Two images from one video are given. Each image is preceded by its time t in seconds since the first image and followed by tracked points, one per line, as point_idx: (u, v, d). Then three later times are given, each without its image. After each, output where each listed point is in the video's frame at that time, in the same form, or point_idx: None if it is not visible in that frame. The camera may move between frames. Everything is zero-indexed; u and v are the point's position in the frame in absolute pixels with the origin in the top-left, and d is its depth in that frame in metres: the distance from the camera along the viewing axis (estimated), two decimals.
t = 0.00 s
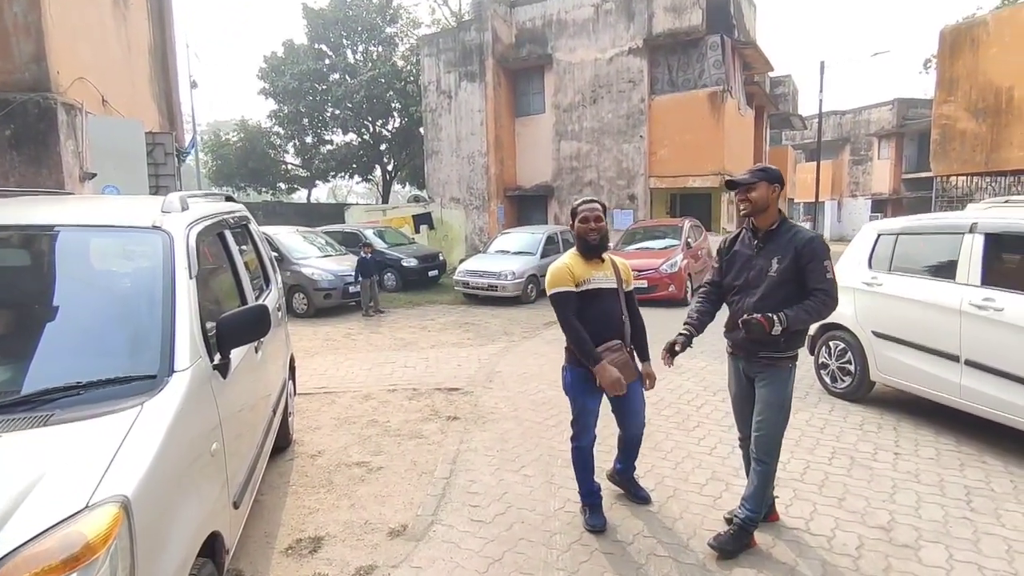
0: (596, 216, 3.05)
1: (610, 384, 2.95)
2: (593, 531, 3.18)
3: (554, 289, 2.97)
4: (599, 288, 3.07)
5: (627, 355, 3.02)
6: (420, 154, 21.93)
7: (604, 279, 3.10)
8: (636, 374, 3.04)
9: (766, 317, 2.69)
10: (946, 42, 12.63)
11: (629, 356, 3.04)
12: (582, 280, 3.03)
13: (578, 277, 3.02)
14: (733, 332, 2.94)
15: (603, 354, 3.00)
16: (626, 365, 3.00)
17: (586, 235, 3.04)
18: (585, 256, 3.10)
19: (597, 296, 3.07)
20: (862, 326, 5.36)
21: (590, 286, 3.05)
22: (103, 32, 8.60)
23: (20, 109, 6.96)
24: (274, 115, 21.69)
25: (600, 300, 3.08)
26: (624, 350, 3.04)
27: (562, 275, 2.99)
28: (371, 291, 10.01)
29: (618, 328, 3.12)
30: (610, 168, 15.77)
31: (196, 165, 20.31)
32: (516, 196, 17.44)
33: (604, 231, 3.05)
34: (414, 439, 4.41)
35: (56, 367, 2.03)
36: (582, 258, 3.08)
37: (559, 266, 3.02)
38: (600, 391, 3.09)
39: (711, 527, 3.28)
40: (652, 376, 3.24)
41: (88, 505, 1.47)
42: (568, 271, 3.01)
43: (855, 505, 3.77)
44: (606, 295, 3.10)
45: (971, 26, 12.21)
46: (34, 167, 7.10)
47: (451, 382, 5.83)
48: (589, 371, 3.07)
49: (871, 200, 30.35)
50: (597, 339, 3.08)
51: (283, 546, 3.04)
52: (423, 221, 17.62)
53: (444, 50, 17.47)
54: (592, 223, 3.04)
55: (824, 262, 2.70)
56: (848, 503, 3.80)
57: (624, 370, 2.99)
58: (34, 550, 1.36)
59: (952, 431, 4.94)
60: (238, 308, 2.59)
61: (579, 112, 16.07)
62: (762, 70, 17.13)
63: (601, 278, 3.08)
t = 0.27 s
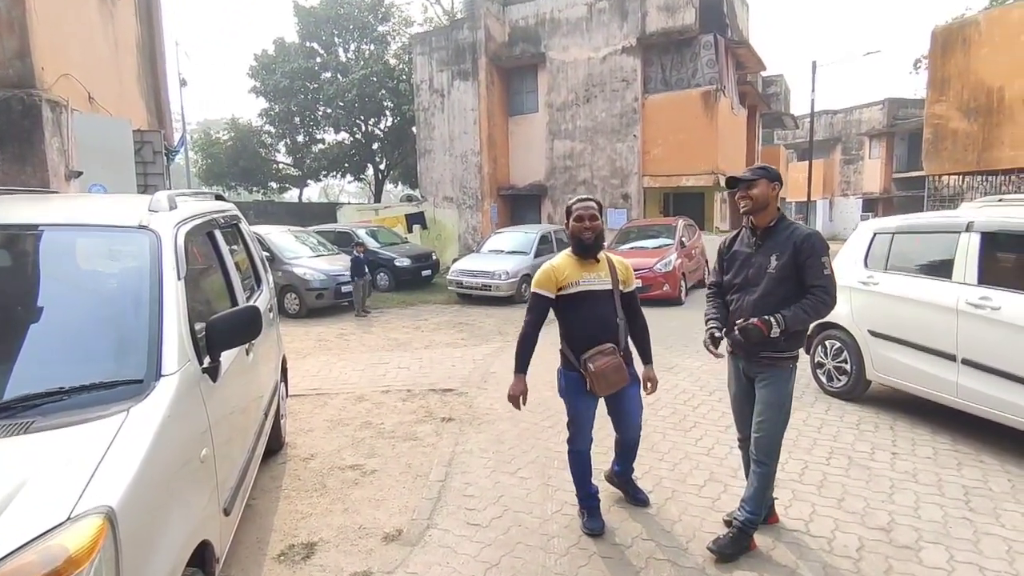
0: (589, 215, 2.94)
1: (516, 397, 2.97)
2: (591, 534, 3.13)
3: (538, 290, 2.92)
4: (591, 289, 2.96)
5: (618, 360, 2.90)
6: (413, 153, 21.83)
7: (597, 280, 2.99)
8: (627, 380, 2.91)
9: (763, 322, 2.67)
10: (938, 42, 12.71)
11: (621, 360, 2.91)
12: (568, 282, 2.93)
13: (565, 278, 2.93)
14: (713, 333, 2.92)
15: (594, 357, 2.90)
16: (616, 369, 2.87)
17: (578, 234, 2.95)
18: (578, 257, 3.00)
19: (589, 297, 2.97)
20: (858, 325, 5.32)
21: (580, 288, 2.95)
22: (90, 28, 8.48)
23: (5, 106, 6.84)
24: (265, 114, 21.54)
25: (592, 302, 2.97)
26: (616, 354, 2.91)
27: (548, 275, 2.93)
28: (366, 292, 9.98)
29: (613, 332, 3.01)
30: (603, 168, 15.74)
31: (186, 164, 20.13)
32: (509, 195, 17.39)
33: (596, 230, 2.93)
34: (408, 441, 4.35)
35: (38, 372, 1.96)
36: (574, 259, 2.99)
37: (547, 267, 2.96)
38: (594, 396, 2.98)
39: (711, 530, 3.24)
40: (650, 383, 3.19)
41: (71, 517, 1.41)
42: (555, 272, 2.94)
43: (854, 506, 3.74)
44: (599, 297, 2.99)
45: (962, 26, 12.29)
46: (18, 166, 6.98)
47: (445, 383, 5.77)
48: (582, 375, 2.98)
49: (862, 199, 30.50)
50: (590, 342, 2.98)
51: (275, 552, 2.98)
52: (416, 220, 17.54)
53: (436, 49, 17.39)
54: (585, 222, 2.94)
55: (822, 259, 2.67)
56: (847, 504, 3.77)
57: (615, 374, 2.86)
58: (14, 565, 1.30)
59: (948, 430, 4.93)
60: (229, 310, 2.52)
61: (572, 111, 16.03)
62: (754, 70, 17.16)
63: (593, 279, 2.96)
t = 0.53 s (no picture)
0: (584, 215, 2.88)
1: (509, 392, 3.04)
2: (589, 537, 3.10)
3: (530, 290, 2.92)
4: (584, 291, 2.90)
5: (608, 364, 2.83)
6: (406, 153, 21.75)
7: (591, 282, 2.92)
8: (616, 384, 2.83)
9: (754, 327, 2.68)
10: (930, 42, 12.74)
11: (611, 365, 2.84)
12: (559, 282, 2.89)
13: (556, 279, 2.89)
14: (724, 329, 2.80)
15: (583, 360, 2.85)
16: (604, 374, 2.81)
17: (572, 235, 2.90)
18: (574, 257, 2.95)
19: (582, 298, 2.91)
20: (853, 325, 5.29)
21: (572, 289, 2.89)
22: (78, 26, 8.38)
23: None
24: (256, 113, 21.40)
25: (584, 303, 2.92)
26: (605, 359, 2.84)
27: (539, 275, 2.91)
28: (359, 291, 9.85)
29: (605, 335, 2.93)
30: (597, 167, 15.74)
31: (177, 164, 19.98)
32: (502, 195, 17.35)
33: (591, 230, 2.86)
34: (404, 444, 4.31)
35: (24, 377, 1.91)
36: (569, 259, 2.94)
37: (541, 267, 2.94)
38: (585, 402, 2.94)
39: (709, 532, 3.21)
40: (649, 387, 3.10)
41: (58, 529, 1.37)
42: (547, 272, 2.91)
43: (852, 506, 3.71)
44: (592, 298, 2.92)
45: (954, 26, 12.35)
46: (5, 165, 6.88)
47: (440, 384, 5.72)
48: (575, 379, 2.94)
49: (853, 199, 30.67)
50: (582, 345, 2.94)
51: (269, 557, 2.93)
52: (410, 220, 17.49)
53: (430, 48, 17.33)
54: (582, 221, 2.88)
55: (818, 258, 2.64)
56: (845, 504, 3.75)
57: (603, 379, 2.80)
58: None
59: (944, 429, 4.93)
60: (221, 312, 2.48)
61: (566, 111, 16.01)
62: (747, 70, 17.20)
63: (587, 280, 2.90)
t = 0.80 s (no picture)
0: (581, 214, 2.85)
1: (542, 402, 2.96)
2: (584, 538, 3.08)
3: (526, 291, 2.90)
4: (580, 291, 2.88)
5: (603, 364, 2.80)
6: (398, 152, 21.67)
7: (586, 281, 2.89)
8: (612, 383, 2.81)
9: (752, 329, 2.67)
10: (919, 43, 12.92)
11: (605, 365, 2.81)
12: (555, 282, 2.87)
13: (551, 280, 2.87)
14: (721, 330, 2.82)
15: (577, 361, 2.82)
16: (599, 375, 2.78)
17: (569, 235, 2.87)
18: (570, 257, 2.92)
19: (576, 298, 2.88)
20: (846, 324, 5.26)
21: (568, 289, 2.87)
22: (64, 23, 8.28)
23: None
24: (247, 112, 21.28)
25: (579, 304, 2.89)
26: (599, 359, 2.81)
27: (535, 276, 2.89)
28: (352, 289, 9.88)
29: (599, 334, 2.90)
30: (590, 167, 15.74)
31: (167, 163, 19.83)
32: (495, 194, 17.33)
33: (587, 230, 2.84)
34: (397, 445, 4.28)
35: (8, 380, 1.87)
36: (565, 259, 2.92)
37: (536, 267, 2.91)
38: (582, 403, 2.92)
39: (705, 532, 3.20)
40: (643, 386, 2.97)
41: (42, 536, 1.34)
42: (543, 272, 2.89)
43: (846, 505, 3.69)
44: (586, 298, 2.89)
45: (943, 27, 12.50)
46: None
47: (433, 385, 5.69)
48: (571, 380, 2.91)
49: (844, 198, 30.84)
50: (577, 345, 2.91)
51: (260, 561, 2.90)
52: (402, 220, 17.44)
53: (422, 47, 17.28)
54: (578, 221, 2.85)
55: (811, 255, 2.64)
56: (839, 503, 3.72)
57: (597, 379, 2.77)
58: None
59: (936, 427, 4.93)
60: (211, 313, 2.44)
61: (558, 111, 15.99)
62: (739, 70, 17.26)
63: (582, 280, 2.87)
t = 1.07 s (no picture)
0: (585, 214, 2.81)
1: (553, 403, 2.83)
2: (578, 539, 3.07)
3: (528, 291, 2.84)
4: (582, 291, 2.83)
5: (604, 367, 2.75)
6: (391, 151, 21.61)
7: (589, 282, 2.85)
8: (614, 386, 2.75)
9: (746, 331, 2.66)
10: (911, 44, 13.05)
11: (606, 368, 2.75)
12: (557, 282, 2.82)
13: (555, 280, 2.81)
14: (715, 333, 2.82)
15: (577, 364, 2.77)
16: (600, 377, 2.72)
17: (572, 234, 2.82)
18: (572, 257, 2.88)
19: (577, 299, 2.84)
20: (838, 323, 5.27)
21: (570, 289, 2.82)
22: (53, 20, 8.22)
23: None
24: (239, 110, 21.18)
25: (580, 305, 2.84)
26: (600, 362, 2.76)
27: (538, 276, 2.83)
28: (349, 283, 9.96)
29: (601, 336, 2.85)
30: (584, 166, 15.75)
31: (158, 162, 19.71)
32: (489, 193, 17.31)
33: (591, 230, 2.79)
34: (390, 445, 4.26)
35: None
36: (568, 258, 2.87)
37: (539, 266, 2.86)
38: (582, 404, 2.85)
39: (698, 531, 3.20)
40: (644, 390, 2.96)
41: (26, 540, 1.34)
42: (545, 271, 2.83)
43: (839, 503, 3.67)
44: (587, 300, 2.84)
45: (935, 28, 12.60)
46: None
47: (427, 384, 5.68)
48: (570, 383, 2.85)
49: (836, 198, 30.96)
50: (577, 347, 2.86)
51: (252, 563, 2.88)
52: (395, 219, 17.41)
53: (415, 46, 17.23)
54: (582, 221, 2.81)
55: (805, 254, 2.62)
56: (831, 501, 3.70)
57: (598, 382, 2.71)
58: None
59: (928, 424, 4.94)
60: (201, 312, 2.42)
61: (552, 110, 15.99)
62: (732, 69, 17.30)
63: (585, 280, 2.83)
